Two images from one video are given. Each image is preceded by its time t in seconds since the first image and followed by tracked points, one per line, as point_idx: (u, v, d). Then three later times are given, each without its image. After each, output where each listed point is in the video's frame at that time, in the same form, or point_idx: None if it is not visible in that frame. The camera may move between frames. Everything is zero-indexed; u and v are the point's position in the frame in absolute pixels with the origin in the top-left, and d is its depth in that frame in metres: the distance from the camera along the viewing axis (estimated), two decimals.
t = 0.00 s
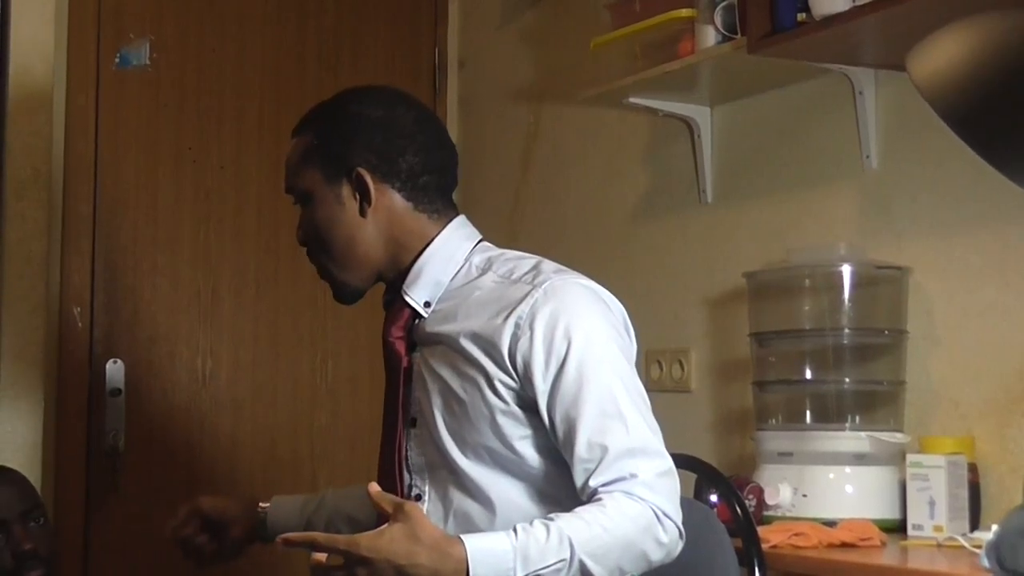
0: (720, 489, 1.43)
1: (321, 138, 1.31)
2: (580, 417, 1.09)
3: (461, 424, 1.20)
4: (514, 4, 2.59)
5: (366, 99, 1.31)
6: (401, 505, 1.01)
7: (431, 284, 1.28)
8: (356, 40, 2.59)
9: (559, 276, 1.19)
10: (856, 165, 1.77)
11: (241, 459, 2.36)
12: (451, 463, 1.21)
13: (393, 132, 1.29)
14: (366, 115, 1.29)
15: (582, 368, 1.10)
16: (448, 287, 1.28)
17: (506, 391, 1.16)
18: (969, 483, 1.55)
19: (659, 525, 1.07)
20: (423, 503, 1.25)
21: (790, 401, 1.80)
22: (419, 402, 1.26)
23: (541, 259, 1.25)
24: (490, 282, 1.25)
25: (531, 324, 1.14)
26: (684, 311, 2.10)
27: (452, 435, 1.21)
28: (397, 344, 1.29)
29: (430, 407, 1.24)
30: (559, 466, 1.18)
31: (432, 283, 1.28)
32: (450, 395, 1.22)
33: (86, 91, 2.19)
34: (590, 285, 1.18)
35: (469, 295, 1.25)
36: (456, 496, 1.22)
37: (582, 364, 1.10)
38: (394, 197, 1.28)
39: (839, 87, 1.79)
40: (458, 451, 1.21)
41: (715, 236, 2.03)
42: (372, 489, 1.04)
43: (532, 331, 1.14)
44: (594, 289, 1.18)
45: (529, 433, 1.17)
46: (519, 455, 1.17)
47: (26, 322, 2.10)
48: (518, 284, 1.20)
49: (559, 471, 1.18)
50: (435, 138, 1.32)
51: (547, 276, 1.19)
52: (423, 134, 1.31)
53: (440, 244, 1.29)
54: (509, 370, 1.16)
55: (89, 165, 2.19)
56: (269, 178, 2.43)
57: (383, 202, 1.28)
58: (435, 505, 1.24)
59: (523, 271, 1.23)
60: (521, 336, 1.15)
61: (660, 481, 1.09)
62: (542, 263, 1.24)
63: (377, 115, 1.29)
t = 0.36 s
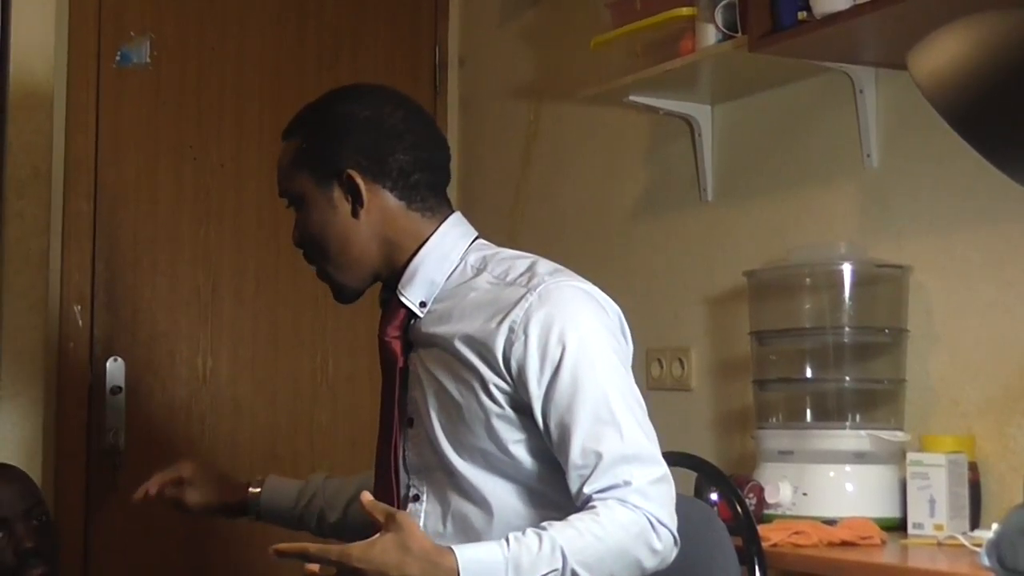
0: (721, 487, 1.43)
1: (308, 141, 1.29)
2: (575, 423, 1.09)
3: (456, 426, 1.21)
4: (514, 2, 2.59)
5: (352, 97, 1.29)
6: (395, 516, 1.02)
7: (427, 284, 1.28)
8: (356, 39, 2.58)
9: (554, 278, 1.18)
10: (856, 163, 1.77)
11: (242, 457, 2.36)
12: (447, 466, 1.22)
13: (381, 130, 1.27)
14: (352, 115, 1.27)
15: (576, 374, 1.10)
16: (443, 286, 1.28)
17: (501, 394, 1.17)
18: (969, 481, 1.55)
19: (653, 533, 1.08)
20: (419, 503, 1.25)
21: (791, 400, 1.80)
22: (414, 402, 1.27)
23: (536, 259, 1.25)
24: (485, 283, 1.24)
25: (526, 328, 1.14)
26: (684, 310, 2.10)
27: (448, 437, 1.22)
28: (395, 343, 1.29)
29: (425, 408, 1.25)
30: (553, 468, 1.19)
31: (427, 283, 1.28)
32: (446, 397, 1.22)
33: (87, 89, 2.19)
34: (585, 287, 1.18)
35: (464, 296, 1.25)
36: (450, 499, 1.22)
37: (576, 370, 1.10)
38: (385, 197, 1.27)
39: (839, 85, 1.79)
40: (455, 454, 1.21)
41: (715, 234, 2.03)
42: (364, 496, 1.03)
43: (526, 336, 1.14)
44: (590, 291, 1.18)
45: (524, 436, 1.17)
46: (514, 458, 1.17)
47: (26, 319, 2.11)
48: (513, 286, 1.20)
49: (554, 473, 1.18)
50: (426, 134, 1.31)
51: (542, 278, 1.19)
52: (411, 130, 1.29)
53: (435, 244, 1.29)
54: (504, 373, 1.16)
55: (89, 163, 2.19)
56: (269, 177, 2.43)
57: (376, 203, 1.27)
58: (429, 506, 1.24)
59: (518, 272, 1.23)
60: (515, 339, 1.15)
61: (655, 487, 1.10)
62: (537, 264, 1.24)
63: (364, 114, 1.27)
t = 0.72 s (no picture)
0: (720, 487, 1.43)
1: (299, 150, 1.28)
2: (578, 437, 1.09)
3: (459, 434, 1.21)
4: (514, 2, 2.59)
5: (343, 102, 1.28)
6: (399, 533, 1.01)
7: (427, 289, 1.28)
8: (356, 39, 2.58)
9: (557, 288, 1.18)
10: (855, 164, 1.77)
11: (241, 457, 2.36)
12: (450, 474, 1.22)
13: (373, 136, 1.27)
14: (343, 123, 1.26)
15: (580, 386, 1.10)
16: (443, 291, 1.28)
17: (504, 403, 1.17)
18: (969, 482, 1.55)
19: (656, 547, 1.08)
20: (420, 509, 1.25)
21: (790, 401, 1.80)
22: (416, 409, 1.27)
23: (539, 266, 1.25)
24: (487, 290, 1.24)
25: (530, 338, 1.14)
26: (683, 310, 2.10)
27: (451, 445, 1.22)
28: (395, 349, 1.29)
29: (428, 415, 1.25)
30: (555, 479, 1.19)
31: (428, 288, 1.28)
32: (449, 405, 1.22)
33: (86, 88, 2.19)
34: (590, 297, 1.18)
35: (466, 302, 1.25)
36: (451, 507, 1.22)
37: (580, 382, 1.10)
38: (379, 204, 1.27)
39: (839, 86, 1.79)
40: (457, 462, 1.21)
41: (715, 234, 2.03)
42: (368, 514, 1.02)
43: (530, 346, 1.14)
44: (594, 301, 1.18)
45: (527, 446, 1.17)
46: (517, 468, 1.18)
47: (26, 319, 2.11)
48: (516, 294, 1.20)
49: (557, 483, 1.19)
50: (418, 136, 1.30)
51: (546, 286, 1.19)
52: (404, 133, 1.28)
53: (434, 247, 1.29)
54: (507, 383, 1.16)
55: (88, 163, 2.19)
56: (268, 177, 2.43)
57: (371, 210, 1.27)
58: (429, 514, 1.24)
59: (520, 278, 1.23)
60: (519, 349, 1.15)
61: (658, 501, 1.10)
62: (539, 270, 1.24)
63: (354, 122, 1.26)
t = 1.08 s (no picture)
0: (721, 487, 1.43)
1: (303, 150, 1.29)
2: (579, 436, 1.09)
3: (460, 434, 1.21)
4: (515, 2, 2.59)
5: (346, 101, 1.28)
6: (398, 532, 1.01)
7: (429, 289, 1.28)
8: (358, 39, 2.59)
9: (559, 287, 1.18)
10: (857, 164, 1.77)
11: (242, 457, 2.36)
12: (451, 473, 1.22)
13: (376, 135, 1.27)
14: (345, 123, 1.27)
15: (581, 385, 1.10)
16: (446, 291, 1.29)
17: (506, 403, 1.17)
18: (970, 482, 1.55)
19: (657, 546, 1.08)
20: (422, 508, 1.25)
21: (791, 401, 1.80)
22: (418, 409, 1.27)
23: (541, 265, 1.25)
24: (489, 290, 1.24)
25: (531, 337, 1.14)
26: (685, 310, 2.10)
27: (453, 445, 1.22)
28: (398, 348, 1.29)
29: (429, 414, 1.25)
30: (556, 479, 1.18)
31: (430, 287, 1.28)
32: (451, 404, 1.22)
33: (87, 88, 2.20)
34: (592, 297, 1.18)
35: (468, 302, 1.25)
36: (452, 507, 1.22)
37: (581, 381, 1.10)
38: (382, 204, 1.27)
39: (841, 86, 1.79)
40: (459, 461, 1.21)
41: (716, 234, 2.03)
42: (366, 512, 1.03)
43: (531, 346, 1.14)
44: (596, 301, 1.17)
45: (529, 446, 1.17)
46: (518, 467, 1.18)
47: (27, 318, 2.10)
48: (518, 293, 1.20)
49: (559, 483, 1.18)
50: (421, 135, 1.30)
51: (547, 286, 1.19)
52: (407, 132, 1.28)
53: (436, 247, 1.29)
54: (508, 383, 1.16)
55: (90, 163, 2.19)
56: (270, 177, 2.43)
57: (375, 210, 1.27)
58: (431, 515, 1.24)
59: (522, 278, 1.23)
60: (520, 349, 1.15)
61: (659, 500, 1.10)
62: (542, 270, 1.24)
63: (357, 121, 1.26)
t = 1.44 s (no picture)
0: (719, 487, 1.43)
1: (303, 148, 1.28)
2: (577, 436, 1.09)
3: (458, 433, 1.21)
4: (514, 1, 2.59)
5: (346, 100, 1.28)
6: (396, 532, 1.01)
7: (427, 288, 1.28)
8: (356, 39, 2.58)
9: (558, 287, 1.18)
10: (855, 164, 1.77)
11: (240, 456, 2.36)
12: (449, 473, 1.22)
13: (377, 134, 1.26)
14: (346, 122, 1.26)
15: (579, 385, 1.10)
16: (444, 290, 1.29)
17: (504, 403, 1.17)
18: (968, 482, 1.55)
19: (654, 546, 1.08)
20: (419, 508, 1.25)
21: (789, 400, 1.80)
22: (415, 407, 1.27)
23: (540, 265, 1.25)
24: (488, 289, 1.24)
25: (529, 337, 1.14)
26: (683, 309, 2.10)
27: (450, 444, 1.22)
28: (396, 347, 1.29)
29: (427, 413, 1.25)
30: (553, 478, 1.19)
31: (428, 286, 1.28)
32: (448, 403, 1.22)
33: (85, 86, 2.19)
34: (590, 297, 1.18)
35: (466, 301, 1.25)
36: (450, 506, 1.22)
37: (579, 381, 1.10)
38: (382, 202, 1.27)
39: (839, 86, 1.79)
40: (456, 461, 1.21)
41: (714, 234, 2.03)
42: (364, 512, 1.02)
43: (530, 345, 1.14)
44: (594, 301, 1.17)
45: (526, 445, 1.17)
46: (515, 467, 1.18)
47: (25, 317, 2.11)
48: (516, 293, 1.20)
49: (555, 482, 1.19)
50: (422, 134, 1.30)
51: (545, 285, 1.19)
52: (407, 131, 1.28)
53: (435, 246, 1.29)
54: (506, 382, 1.16)
55: (88, 162, 2.19)
56: (268, 176, 2.43)
57: (375, 209, 1.27)
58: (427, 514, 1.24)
59: (520, 278, 1.23)
60: (518, 349, 1.15)
61: (656, 501, 1.10)
62: (540, 270, 1.24)
63: (358, 120, 1.26)
